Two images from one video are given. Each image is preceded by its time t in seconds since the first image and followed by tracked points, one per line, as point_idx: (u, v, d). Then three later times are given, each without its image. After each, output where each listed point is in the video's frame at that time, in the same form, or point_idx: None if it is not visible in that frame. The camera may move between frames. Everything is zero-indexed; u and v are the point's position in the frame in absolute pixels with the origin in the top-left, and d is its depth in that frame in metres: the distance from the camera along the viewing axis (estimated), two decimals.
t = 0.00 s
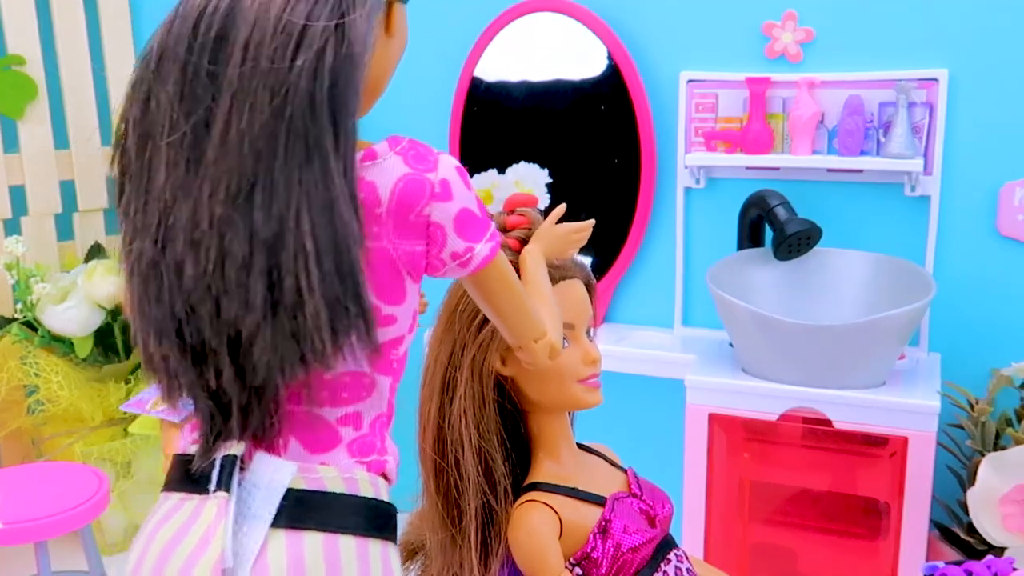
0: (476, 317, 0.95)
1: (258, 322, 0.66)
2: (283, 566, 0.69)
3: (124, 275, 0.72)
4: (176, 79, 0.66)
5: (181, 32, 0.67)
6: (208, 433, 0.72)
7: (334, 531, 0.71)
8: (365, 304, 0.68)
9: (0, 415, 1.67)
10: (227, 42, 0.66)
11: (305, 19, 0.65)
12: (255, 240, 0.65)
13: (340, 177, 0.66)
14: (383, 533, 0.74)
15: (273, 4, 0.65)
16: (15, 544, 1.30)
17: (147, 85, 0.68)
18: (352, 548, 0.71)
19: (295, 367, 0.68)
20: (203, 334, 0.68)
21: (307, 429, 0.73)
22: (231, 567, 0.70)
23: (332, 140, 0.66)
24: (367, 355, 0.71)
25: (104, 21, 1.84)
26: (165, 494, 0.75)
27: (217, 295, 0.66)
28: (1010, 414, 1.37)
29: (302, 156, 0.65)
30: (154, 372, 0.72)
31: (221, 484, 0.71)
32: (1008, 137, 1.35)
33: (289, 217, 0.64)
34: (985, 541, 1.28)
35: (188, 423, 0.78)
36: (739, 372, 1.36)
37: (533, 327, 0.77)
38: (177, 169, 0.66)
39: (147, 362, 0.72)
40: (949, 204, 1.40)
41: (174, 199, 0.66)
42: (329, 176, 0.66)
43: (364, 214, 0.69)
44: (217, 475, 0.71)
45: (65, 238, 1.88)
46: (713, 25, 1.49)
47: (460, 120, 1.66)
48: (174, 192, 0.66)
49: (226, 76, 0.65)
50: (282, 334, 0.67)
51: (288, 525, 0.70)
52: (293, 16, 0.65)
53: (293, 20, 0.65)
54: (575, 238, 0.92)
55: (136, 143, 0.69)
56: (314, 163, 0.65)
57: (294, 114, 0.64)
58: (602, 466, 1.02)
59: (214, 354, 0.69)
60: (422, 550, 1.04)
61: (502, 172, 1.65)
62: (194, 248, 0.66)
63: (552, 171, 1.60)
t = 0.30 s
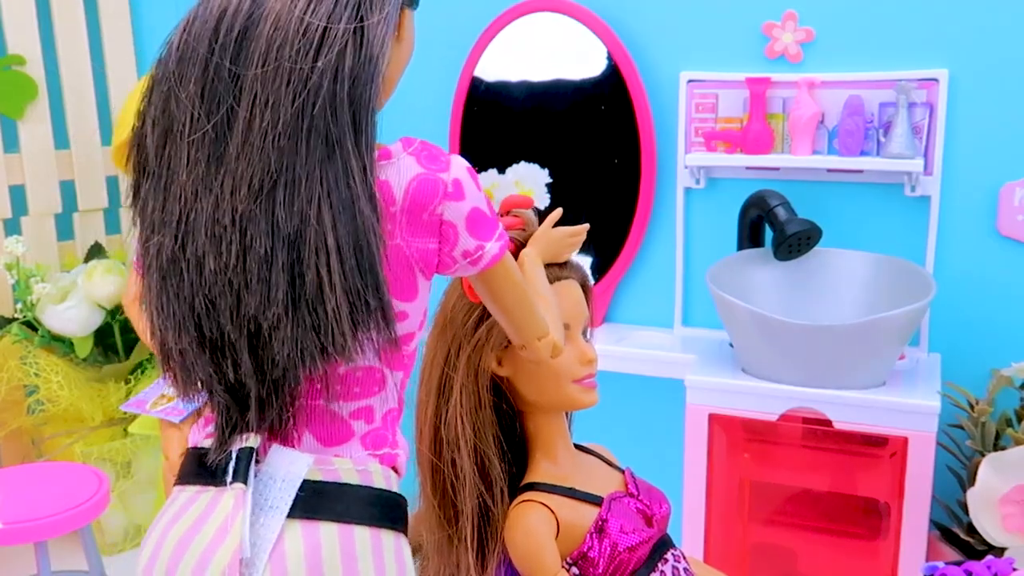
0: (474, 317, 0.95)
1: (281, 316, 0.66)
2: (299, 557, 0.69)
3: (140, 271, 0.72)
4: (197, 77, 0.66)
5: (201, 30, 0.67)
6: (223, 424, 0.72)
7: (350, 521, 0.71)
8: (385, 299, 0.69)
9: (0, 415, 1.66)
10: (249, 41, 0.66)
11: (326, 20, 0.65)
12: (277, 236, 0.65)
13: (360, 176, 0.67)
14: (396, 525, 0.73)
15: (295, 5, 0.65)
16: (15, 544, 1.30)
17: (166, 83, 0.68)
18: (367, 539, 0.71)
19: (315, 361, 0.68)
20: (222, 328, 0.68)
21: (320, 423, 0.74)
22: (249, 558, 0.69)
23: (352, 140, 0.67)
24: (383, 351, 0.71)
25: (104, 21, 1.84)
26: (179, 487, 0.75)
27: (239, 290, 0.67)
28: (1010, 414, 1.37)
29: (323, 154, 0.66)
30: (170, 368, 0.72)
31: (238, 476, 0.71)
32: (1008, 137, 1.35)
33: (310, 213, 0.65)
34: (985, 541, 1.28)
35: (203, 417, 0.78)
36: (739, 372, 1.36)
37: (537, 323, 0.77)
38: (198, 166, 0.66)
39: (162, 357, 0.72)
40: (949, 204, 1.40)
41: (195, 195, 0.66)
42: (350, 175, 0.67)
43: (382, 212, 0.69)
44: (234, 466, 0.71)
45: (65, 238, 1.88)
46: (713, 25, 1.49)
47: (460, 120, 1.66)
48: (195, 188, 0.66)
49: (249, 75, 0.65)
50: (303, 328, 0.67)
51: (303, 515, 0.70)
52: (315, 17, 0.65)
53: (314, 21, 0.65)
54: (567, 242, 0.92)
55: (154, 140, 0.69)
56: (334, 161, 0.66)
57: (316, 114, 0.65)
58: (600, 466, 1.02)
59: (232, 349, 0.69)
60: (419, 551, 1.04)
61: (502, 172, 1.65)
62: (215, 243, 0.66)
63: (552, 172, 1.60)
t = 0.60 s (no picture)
0: (477, 318, 0.95)
1: (222, 321, 0.67)
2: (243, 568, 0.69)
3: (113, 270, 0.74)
4: (158, 78, 0.68)
5: (167, 31, 0.68)
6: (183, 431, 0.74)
7: (297, 536, 0.70)
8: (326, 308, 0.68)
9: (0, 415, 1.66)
10: (206, 42, 0.66)
11: (281, 17, 0.65)
12: (219, 240, 0.66)
13: (307, 180, 0.66)
14: (353, 540, 0.72)
15: (252, 4, 0.65)
16: (15, 544, 1.30)
17: (136, 82, 0.69)
18: (316, 553, 0.70)
19: (254, 370, 0.68)
20: (173, 334, 0.70)
21: (287, 430, 0.72)
22: (194, 568, 0.70)
23: (301, 139, 0.66)
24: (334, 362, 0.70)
25: (104, 21, 1.84)
26: (150, 490, 0.76)
27: (184, 295, 0.68)
28: (1010, 414, 1.38)
29: (269, 157, 0.65)
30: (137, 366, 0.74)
31: (188, 485, 0.72)
32: (1009, 137, 1.35)
33: (251, 218, 0.65)
34: (985, 541, 1.28)
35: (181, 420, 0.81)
36: (739, 372, 1.36)
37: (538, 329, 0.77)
38: (154, 168, 0.68)
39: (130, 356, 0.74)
40: (949, 204, 1.40)
41: (151, 197, 0.68)
42: (296, 176, 0.65)
43: (336, 215, 0.68)
44: (188, 474, 0.73)
45: (65, 238, 1.88)
46: (713, 24, 1.49)
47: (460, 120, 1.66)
48: (151, 190, 0.68)
49: (202, 77, 0.66)
50: (241, 335, 0.67)
51: (251, 527, 0.70)
52: (270, 15, 0.65)
53: (269, 18, 0.65)
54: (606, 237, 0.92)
55: (124, 140, 0.71)
56: (281, 164, 0.65)
57: (263, 115, 0.65)
58: (602, 465, 1.02)
59: (183, 352, 0.70)
60: (423, 550, 1.04)
61: (502, 172, 1.65)
62: (165, 247, 0.67)
63: (552, 171, 1.60)
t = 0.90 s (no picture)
0: (469, 320, 0.95)
1: (258, 323, 0.66)
2: (281, 565, 0.69)
3: (113, 278, 0.71)
4: (166, 79, 0.66)
5: (171, 31, 0.66)
6: (202, 433, 0.72)
7: (333, 530, 0.71)
8: (363, 303, 0.69)
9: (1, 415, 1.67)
10: (219, 42, 0.65)
11: (298, 19, 0.65)
12: (252, 241, 0.65)
13: (336, 177, 0.67)
14: (380, 532, 0.74)
15: (266, 5, 0.65)
16: (14, 544, 1.30)
17: (136, 86, 0.68)
18: (350, 545, 0.71)
19: (293, 367, 0.68)
20: (198, 336, 0.68)
21: (300, 429, 0.73)
22: (231, 569, 0.69)
23: (326, 141, 0.67)
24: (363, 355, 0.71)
25: (104, 21, 1.84)
26: (159, 498, 0.75)
27: (214, 297, 0.66)
28: (1010, 414, 1.38)
29: (297, 156, 0.65)
30: (146, 377, 0.72)
31: (217, 486, 0.71)
32: (1009, 137, 1.35)
33: (285, 217, 0.65)
34: (985, 542, 1.28)
35: (180, 427, 0.78)
36: (739, 372, 1.36)
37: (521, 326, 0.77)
38: (170, 171, 0.66)
39: (138, 367, 0.71)
40: (949, 204, 1.40)
41: (167, 201, 0.66)
42: (325, 176, 0.66)
43: (359, 214, 0.69)
44: (214, 476, 0.71)
45: (65, 238, 1.88)
46: (713, 24, 1.49)
47: (460, 120, 1.66)
48: (167, 194, 0.66)
49: (220, 77, 0.65)
50: (279, 335, 0.67)
51: (286, 524, 0.71)
52: (286, 17, 0.65)
53: (285, 21, 0.65)
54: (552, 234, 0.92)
55: (127, 143, 0.68)
56: (309, 163, 0.66)
57: (289, 115, 0.65)
58: (598, 466, 1.02)
59: (209, 357, 0.68)
60: (419, 552, 1.04)
61: (502, 172, 1.65)
62: (188, 249, 0.66)
63: (552, 171, 1.60)
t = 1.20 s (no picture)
0: (474, 319, 0.95)
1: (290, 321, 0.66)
2: (304, 565, 0.70)
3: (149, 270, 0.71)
4: (211, 74, 0.66)
5: (217, 28, 0.66)
6: (232, 430, 0.72)
7: (356, 532, 0.71)
8: (396, 306, 0.69)
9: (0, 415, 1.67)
10: (264, 40, 0.65)
11: (343, 20, 0.65)
12: (289, 240, 0.65)
13: (373, 179, 0.66)
14: (403, 535, 0.73)
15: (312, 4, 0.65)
16: (14, 544, 1.30)
17: (180, 79, 0.67)
18: (374, 548, 0.71)
19: (323, 367, 0.68)
20: (231, 333, 0.68)
21: (333, 431, 0.74)
22: (253, 565, 0.70)
23: (366, 142, 0.66)
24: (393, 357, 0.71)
25: (104, 21, 1.84)
26: (189, 491, 0.76)
27: (248, 294, 0.66)
28: (1010, 414, 1.38)
29: (337, 156, 0.65)
30: (179, 368, 0.71)
31: (244, 483, 0.72)
32: (1008, 137, 1.35)
33: (322, 217, 0.65)
34: (985, 542, 1.28)
35: (213, 420, 0.79)
36: (739, 372, 1.36)
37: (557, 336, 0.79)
38: (210, 166, 0.65)
39: (172, 357, 0.71)
40: (949, 204, 1.40)
41: (206, 195, 0.66)
42: (363, 178, 0.66)
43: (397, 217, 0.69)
44: (242, 473, 0.73)
45: (65, 238, 1.88)
46: (713, 24, 1.49)
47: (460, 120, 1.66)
48: (206, 188, 0.65)
49: (264, 74, 0.64)
50: (311, 334, 0.67)
51: (311, 525, 0.71)
52: (331, 17, 0.65)
53: (330, 21, 0.65)
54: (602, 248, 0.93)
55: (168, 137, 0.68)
56: (348, 165, 0.65)
57: (331, 115, 0.64)
58: (601, 465, 1.02)
59: (242, 353, 0.68)
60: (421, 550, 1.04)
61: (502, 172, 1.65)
62: (225, 246, 0.65)
63: (552, 172, 1.60)
